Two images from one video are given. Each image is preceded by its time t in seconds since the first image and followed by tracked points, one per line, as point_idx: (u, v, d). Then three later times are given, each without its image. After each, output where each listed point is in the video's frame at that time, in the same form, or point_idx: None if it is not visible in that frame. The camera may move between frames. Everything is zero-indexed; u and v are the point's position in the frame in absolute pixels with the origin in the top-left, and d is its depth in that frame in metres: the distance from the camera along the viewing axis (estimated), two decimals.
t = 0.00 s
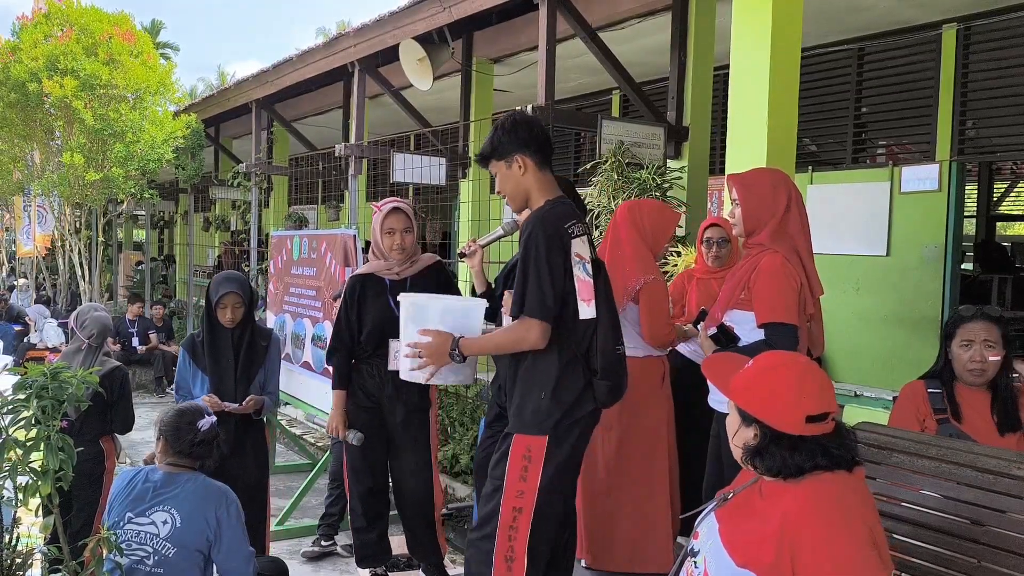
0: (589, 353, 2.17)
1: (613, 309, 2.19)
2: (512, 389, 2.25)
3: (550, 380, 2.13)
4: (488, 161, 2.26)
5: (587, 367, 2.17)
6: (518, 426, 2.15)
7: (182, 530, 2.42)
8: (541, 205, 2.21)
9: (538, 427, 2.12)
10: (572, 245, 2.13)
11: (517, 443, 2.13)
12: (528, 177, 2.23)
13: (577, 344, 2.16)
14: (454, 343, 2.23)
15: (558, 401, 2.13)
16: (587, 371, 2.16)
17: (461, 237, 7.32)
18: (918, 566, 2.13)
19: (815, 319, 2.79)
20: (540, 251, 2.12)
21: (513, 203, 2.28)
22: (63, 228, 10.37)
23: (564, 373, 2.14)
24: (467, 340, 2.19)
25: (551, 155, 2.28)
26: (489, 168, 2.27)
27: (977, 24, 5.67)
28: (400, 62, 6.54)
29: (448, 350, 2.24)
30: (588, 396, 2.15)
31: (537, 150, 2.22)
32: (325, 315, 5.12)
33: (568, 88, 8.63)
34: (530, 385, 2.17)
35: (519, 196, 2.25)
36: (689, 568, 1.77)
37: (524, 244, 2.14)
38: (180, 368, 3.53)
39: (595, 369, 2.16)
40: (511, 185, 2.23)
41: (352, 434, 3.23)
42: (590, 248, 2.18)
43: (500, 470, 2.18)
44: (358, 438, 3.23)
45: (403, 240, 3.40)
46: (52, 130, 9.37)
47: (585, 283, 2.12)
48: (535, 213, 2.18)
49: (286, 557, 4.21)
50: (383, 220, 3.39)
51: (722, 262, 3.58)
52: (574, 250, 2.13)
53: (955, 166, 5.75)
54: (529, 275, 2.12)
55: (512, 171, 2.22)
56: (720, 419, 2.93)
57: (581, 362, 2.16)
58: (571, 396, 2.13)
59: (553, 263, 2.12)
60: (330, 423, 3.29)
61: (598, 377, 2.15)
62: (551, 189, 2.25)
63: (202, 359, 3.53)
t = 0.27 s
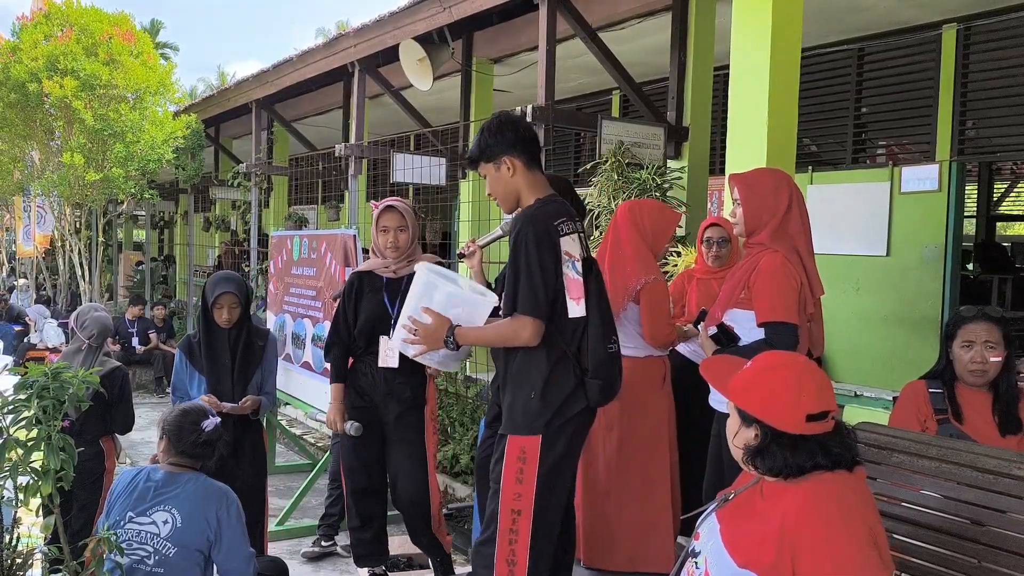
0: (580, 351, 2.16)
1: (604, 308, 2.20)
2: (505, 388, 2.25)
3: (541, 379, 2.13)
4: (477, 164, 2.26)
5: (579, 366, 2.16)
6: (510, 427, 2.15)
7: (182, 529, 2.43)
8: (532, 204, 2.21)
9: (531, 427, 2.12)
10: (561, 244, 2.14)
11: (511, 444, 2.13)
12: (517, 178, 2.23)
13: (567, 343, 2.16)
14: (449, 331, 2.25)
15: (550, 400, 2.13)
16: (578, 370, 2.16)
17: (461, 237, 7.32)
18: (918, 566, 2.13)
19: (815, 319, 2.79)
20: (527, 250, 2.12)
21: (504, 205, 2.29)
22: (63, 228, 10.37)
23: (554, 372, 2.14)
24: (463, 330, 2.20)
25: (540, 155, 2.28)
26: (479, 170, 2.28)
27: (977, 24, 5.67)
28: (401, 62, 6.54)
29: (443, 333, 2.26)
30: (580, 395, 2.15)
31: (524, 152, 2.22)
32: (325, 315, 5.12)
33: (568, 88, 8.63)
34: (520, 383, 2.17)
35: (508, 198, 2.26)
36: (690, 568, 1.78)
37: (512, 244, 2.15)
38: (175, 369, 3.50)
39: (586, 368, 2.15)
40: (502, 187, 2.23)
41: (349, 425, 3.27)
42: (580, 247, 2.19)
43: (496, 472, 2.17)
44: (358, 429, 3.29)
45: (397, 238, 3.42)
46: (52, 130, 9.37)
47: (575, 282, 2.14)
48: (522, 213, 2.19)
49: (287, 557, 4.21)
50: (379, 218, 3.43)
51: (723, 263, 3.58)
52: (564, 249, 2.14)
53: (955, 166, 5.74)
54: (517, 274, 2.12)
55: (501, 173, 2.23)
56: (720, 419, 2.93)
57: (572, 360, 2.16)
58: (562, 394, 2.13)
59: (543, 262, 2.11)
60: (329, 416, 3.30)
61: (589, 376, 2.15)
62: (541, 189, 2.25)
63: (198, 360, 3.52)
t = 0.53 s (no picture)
0: (573, 354, 2.16)
1: (599, 309, 2.19)
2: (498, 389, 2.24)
3: (532, 381, 2.13)
4: (473, 166, 2.27)
5: (572, 370, 2.15)
6: (502, 428, 2.14)
7: (183, 529, 2.43)
8: (526, 206, 2.21)
9: (524, 429, 2.11)
10: (554, 246, 2.14)
11: (503, 445, 2.12)
12: (511, 180, 2.23)
13: (559, 346, 2.15)
14: (448, 329, 2.25)
15: (542, 402, 2.12)
16: (571, 374, 2.15)
17: (461, 237, 7.32)
18: (917, 566, 2.14)
19: (816, 319, 2.79)
20: (518, 252, 2.12)
21: (498, 207, 2.29)
22: (63, 228, 10.37)
23: (547, 375, 2.13)
24: (461, 330, 2.21)
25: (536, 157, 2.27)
26: (474, 172, 2.28)
27: (978, 24, 5.67)
28: (401, 62, 6.54)
29: (441, 335, 2.26)
30: (573, 398, 2.13)
31: (518, 153, 2.22)
32: (325, 315, 5.12)
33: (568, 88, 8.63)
34: (513, 385, 2.16)
35: (502, 201, 2.26)
36: (690, 569, 1.77)
37: (505, 245, 2.15)
38: (174, 370, 3.51)
39: (579, 372, 2.14)
40: (496, 189, 2.24)
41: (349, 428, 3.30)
42: (574, 248, 2.19)
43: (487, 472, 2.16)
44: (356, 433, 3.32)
45: (395, 234, 3.44)
46: (51, 130, 9.37)
47: (569, 284, 2.14)
48: (515, 215, 2.19)
49: (287, 557, 4.21)
50: (379, 217, 3.49)
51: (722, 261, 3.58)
52: (556, 251, 2.14)
53: (956, 166, 5.71)
54: (511, 275, 2.13)
55: (495, 175, 2.23)
56: (720, 419, 2.93)
57: (565, 363, 2.15)
58: (554, 397, 2.12)
59: (534, 261, 2.12)
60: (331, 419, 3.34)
61: (582, 380, 2.14)
62: (535, 190, 2.25)
63: (196, 361, 3.52)
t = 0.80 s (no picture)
0: (567, 354, 2.15)
1: (594, 310, 2.18)
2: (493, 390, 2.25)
3: (526, 381, 2.13)
4: (473, 163, 2.27)
5: (566, 371, 2.15)
6: (497, 428, 2.15)
7: (183, 527, 2.42)
8: (522, 206, 2.20)
9: (518, 429, 2.11)
10: (549, 247, 2.13)
11: (497, 445, 2.13)
12: (508, 179, 2.23)
13: (554, 346, 2.15)
14: (449, 321, 2.24)
15: (536, 403, 2.12)
16: (565, 374, 2.15)
17: (461, 237, 7.32)
18: (917, 566, 2.14)
19: (816, 319, 2.79)
20: (515, 252, 2.12)
21: (495, 205, 2.29)
22: (63, 227, 10.38)
23: (540, 376, 2.13)
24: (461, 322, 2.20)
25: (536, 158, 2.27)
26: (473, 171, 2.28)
27: (978, 24, 5.67)
28: (401, 62, 6.54)
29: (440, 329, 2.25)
30: (566, 399, 2.14)
31: (516, 153, 2.22)
32: (325, 315, 5.12)
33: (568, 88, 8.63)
34: (508, 386, 2.17)
35: (499, 200, 2.26)
36: (691, 568, 1.78)
37: (503, 245, 2.16)
38: (172, 370, 3.50)
39: (573, 373, 2.14)
40: (495, 189, 2.23)
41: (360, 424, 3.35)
42: (570, 250, 2.17)
43: (482, 472, 2.16)
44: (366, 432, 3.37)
45: (400, 235, 3.45)
46: (51, 130, 9.36)
47: (563, 285, 2.12)
48: (512, 215, 2.19)
49: (286, 557, 4.21)
50: (387, 217, 3.51)
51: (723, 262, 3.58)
52: (551, 252, 2.13)
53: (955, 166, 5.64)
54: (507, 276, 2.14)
55: (493, 174, 2.22)
56: (720, 419, 2.92)
57: (559, 364, 2.15)
58: (547, 398, 2.12)
59: (529, 260, 2.11)
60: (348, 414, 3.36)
61: (576, 381, 2.14)
62: (533, 191, 2.25)
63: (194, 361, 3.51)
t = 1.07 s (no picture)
0: (562, 354, 2.16)
1: (589, 311, 2.19)
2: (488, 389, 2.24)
3: (521, 380, 2.13)
4: (478, 150, 2.26)
5: (560, 370, 2.15)
6: (491, 427, 2.14)
7: (183, 527, 2.43)
8: (520, 205, 2.20)
9: (513, 428, 2.11)
10: (545, 246, 2.14)
11: (492, 444, 2.13)
12: (512, 174, 2.23)
13: (549, 346, 2.15)
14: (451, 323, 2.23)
15: (531, 402, 2.12)
16: (560, 373, 2.15)
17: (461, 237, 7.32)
18: (917, 566, 2.14)
19: (814, 320, 2.79)
20: (512, 250, 2.12)
21: (490, 196, 2.28)
22: (63, 227, 10.38)
23: (534, 375, 2.13)
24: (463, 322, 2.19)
25: (541, 157, 2.27)
26: (477, 159, 2.27)
27: (978, 24, 5.67)
28: (401, 62, 6.54)
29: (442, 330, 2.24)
30: (561, 398, 2.14)
31: (526, 150, 2.22)
32: (325, 315, 5.12)
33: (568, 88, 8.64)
34: (503, 385, 2.16)
35: (500, 192, 2.26)
36: (691, 569, 1.78)
37: (498, 244, 2.15)
38: (172, 370, 3.51)
39: (567, 372, 2.14)
40: (497, 184, 2.24)
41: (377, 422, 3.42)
42: (565, 250, 2.18)
43: (476, 472, 2.16)
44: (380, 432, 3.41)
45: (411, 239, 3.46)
46: (51, 130, 9.37)
47: (558, 284, 2.14)
48: (510, 213, 2.19)
49: (286, 557, 4.21)
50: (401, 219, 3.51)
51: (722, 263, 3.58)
52: (547, 251, 2.14)
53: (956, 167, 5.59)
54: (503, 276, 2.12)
55: (498, 166, 2.22)
56: (720, 420, 2.92)
57: (554, 363, 2.15)
58: (543, 397, 2.12)
59: (526, 260, 2.11)
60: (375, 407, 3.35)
61: (571, 380, 2.14)
62: (533, 189, 2.25)
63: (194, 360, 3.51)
